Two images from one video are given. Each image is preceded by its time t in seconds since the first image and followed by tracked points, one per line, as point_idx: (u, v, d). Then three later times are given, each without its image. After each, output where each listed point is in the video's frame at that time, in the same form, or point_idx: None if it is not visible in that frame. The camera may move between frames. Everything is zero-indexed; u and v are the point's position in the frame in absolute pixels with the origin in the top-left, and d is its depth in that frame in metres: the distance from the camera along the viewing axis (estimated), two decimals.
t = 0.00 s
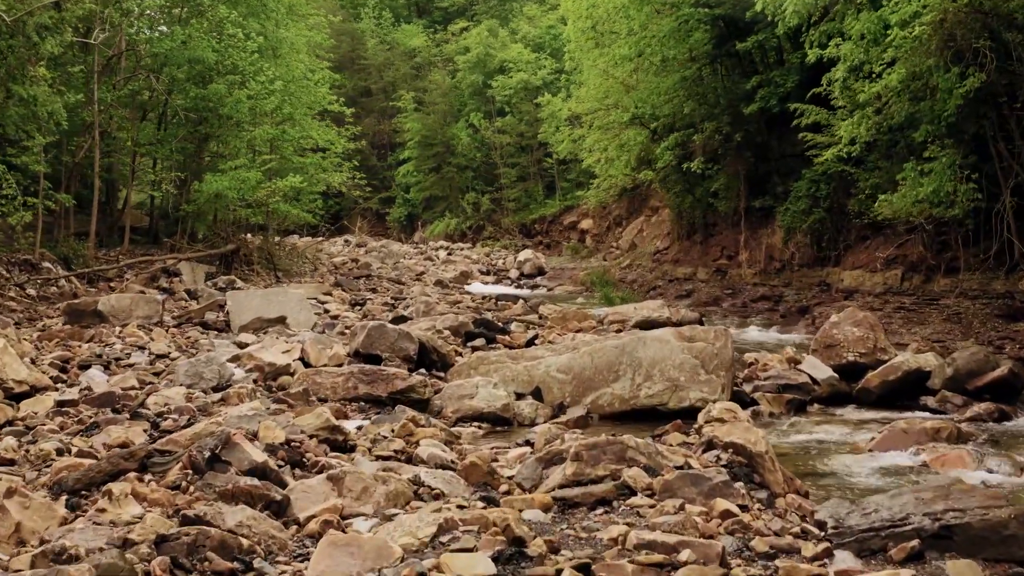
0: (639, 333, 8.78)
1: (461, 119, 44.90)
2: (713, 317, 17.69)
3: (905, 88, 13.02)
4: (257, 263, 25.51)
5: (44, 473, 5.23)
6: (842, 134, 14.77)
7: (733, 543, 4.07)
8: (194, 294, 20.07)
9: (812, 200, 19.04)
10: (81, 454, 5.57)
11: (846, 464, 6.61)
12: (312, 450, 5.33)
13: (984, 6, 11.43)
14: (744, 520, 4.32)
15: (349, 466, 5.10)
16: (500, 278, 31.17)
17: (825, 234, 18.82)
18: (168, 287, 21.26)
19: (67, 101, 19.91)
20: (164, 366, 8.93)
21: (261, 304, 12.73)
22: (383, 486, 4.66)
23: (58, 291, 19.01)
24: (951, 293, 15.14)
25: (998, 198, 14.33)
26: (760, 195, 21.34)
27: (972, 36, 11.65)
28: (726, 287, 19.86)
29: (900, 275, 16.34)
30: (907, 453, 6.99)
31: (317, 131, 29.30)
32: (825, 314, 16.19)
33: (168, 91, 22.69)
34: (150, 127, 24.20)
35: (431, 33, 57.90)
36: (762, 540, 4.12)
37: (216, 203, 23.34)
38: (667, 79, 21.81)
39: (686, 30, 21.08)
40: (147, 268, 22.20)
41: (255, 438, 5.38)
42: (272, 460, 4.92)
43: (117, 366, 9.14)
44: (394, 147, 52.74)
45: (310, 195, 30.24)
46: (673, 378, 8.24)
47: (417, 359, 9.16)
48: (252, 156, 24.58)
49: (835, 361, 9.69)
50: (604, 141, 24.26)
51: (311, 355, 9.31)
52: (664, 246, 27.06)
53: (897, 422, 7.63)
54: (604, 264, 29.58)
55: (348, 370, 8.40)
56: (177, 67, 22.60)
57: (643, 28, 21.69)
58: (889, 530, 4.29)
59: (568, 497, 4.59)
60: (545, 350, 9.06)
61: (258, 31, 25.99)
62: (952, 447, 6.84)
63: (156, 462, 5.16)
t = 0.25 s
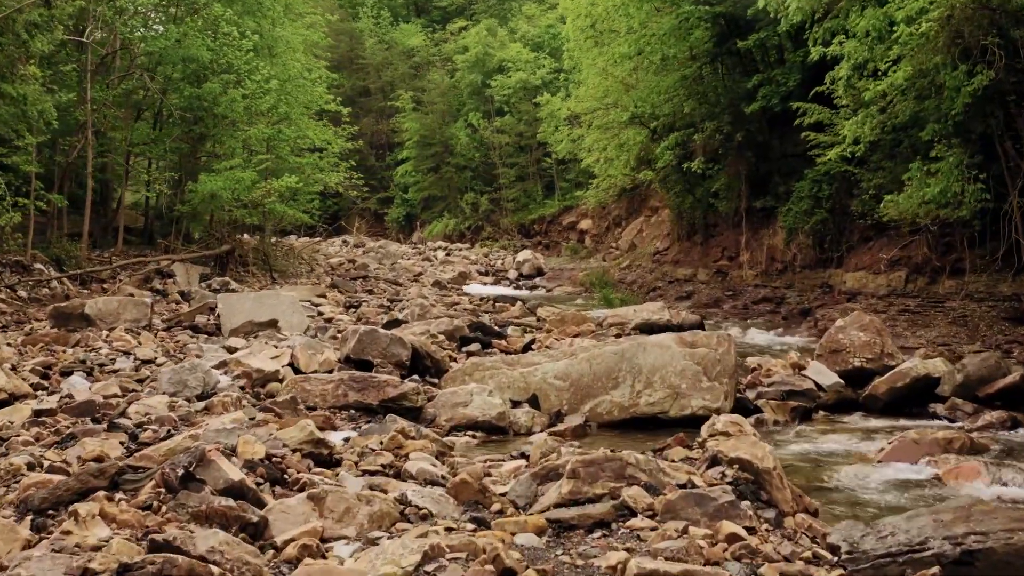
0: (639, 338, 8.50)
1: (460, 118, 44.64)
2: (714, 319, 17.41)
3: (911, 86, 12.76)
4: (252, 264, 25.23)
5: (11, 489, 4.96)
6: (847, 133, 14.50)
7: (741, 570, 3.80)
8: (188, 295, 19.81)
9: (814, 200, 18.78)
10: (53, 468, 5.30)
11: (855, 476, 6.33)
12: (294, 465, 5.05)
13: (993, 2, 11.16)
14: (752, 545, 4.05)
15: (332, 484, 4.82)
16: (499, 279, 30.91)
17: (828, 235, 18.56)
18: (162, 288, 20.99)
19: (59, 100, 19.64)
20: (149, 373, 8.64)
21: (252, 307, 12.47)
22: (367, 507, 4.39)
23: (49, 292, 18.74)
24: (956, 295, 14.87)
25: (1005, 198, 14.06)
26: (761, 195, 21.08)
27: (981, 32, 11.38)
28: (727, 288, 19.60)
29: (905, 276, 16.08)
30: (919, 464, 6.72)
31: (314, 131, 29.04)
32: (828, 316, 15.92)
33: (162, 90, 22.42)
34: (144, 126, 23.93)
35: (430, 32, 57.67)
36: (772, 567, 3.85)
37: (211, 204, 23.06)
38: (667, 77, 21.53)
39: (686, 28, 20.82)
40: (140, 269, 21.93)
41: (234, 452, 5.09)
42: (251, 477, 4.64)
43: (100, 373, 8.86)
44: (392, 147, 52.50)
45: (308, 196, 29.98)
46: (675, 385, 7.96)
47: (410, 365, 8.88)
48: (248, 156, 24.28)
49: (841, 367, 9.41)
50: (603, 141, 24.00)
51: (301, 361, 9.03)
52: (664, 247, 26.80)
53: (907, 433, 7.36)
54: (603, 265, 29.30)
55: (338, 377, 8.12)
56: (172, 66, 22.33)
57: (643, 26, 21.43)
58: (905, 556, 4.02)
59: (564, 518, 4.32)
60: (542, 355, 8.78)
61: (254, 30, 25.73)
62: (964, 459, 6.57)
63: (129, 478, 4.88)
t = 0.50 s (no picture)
0: (639, 344, 8.21)
1: (458, 118, 44.38)
2: (715, 322, 17.15)
3: (917, 84, 12.48)
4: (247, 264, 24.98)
5: None
6: (851, 132, 14.22)
7: None
8: (181, 297, 19.53)
9: (816, 201, 18.52)
10: (19, 485, 5.02)
11: (864, 490, 6.07)
12: (272, 482, 4.77)
13: None
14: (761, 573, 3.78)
15: (314, 503, 4.56)
16: (497, 281, 30.64)
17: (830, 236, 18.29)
18: (156, 290, 20.72)
19: (51, 98, 19.36)
20: (132, 380, 8.35)
21: (243, 310, 12.19)
22: (349, 531, 4.11)
23: (40, 294, 18.44)
24: (962, 298, 14.61)
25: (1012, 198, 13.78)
26: (762, 196, 20.81)
27: (990, 29, 11.11)
28: (728, 290, 19.33)
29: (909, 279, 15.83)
30: (932, 477, 6.45)
31: (310, 130, 28.77)
32: (831, 319, 15.66)
33: (156, 89, 22.07)
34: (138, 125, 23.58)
35: (429, 31, 57.43)
36: None
37: (205, 204, 22.74)
38: (667, 76, 21.25)
39: (687, 26, 20.54)
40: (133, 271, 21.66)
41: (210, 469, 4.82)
42: (225, 497, 4.37)
43: (82, 380, 8.57)
44: (390, 147, 52.23)
45: (305, 196, 29.71)
46: (676, 393, 7.68)
47: (402, 371, 8.60)
48: (243, 156, 23.95)
49: (847, 373, 9.13)
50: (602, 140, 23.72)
51: (290, 367, 8.76)
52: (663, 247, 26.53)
53: (919, 444, 7.09)
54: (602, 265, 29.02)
55: (327, 385, 7.84)
56: (166, 65, 22.01)
57: (643, 24, 21.15)
58: None
59: (559, 545, 4.06)
60: (538, 361, 8.50)
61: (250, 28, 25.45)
62: (979, 472, 6.31)
63: (97, 498, 4.60)
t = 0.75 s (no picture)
0: (639, 350, 7.92)
1: (457, 117, 44.11)
2: (716, 324, 16.87)
3: (924, 82, 12.20)
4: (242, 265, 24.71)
5: None
6: (856, 131, 13.93)
7: None
8: (174, 299, 19.26)
9: (819, 202, 18.25)
10: None
11: (874, 506, 5.79)
12: (248, 502, 4.48)
13: None
14: None
15: (293, 526, 4.27)
16: (496, 282, 30.36)
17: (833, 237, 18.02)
18: (149, 292, 20.44)
19: (42, 97, 19.06)
20: (114, 387, 8.05)
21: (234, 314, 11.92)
22: (329, 558, 3.83)
23: (31, 296, 18.16)
24: (967, 300, 14.35)
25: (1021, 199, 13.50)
26: (763, 196, 20.54)
27: (999, 25, 10.82)
28: (729, 291, 19.05)
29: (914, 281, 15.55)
30: (945, 490, 6.16)
31: (307, 129, 28.49)
32: (834, 321, 15.39)
33: (148, 89, 21.68)
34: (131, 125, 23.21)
35: (427, 30, 57.17)
36: None
37: (199, 204, 22.39)
38: (667, 74, 20.96)
39: (687, 24, 20.26)
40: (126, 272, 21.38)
41: (182, 488, 4.53)
42: (196, 521, 4.08)
43: (64, 387, 8.29)
44: (389, 147, 51.96)
45: (302, 196, 29.43)
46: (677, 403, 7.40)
47: (394, 378, 8.32)
48: (238, 155, 23.61)
49: (853, 380, 8.85)
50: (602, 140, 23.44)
51: (278, 374, 8.48)
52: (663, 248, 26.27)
53: (931, 455, 6.80)
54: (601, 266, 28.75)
55: (315, 393, 7.55)
56: (159, 64, 21.68)
57: (643, 22, 20.87)
58: None
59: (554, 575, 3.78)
60: (533, 368, 8.21)
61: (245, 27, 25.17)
62: (996, 486, 6.02)
63: (61, 520, 4.31)
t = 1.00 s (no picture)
0: (639, 358, 7.62)
1: (456, 117, 43.85)
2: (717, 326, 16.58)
3: (931, 80, 11.93)
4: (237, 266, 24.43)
5: None
6: (860, 130, 13.66)
7: None
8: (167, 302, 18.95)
9: (821, 202, 17.99)
10: None
11: (886, 523, 5.52)
12: (221, 525, 4.19)
13: None
14: None
15: (268, 552, 3.97)
16: (494, 283, 30.06)
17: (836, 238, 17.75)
18: (142, 294, 20.15)
19: (32, 95, 18.75)
20: (94, 395, 7.76)
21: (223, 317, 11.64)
22: None
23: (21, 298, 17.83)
24: (974, 303, 14.08)
25: None
26: (765, 197, 20.26)
27: (1009, 20, 10.55)
28: (730, 293, 18.77)
29: (918, 283, 15.29)
30: (959, 507, 5.86)
31: (302, 130, 28.24)
32: (837, 323, 15.11)
33: (142, 88, 21.35)
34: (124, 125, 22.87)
35: (426, 30, 56.91)
36: None
37: (192, 205, 22.07)
38: (667, 73, 20.69)
39: (687, 22, 19.99)
40: (118, 273, 21.07)
41: (150, 511, 4.24)
42: (162, 549, 3.79)
43: (42, 395, 7.99)
44: (386, 147, 51.67)
45: (298, 196, 29.14)
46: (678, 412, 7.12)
47: (385, 386, 8.04)
48: (232, 155, 23.32)
49: (861, 388, 8.56)
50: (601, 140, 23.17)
51: (266, 382, 8.20)
52: (662, 249, 26.00)
53: (942, 470, 6.50)
54: (600, 267, 28.46)
55: (302, 402, 7.26)
56: (154, 63, 21.41)
57: (642, 19, 20.60)
58: None
59: None
60: (529, 376, 7.91)
61: (240, 26, 24.93)
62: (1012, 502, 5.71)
63: (21, 546, 4.02)
